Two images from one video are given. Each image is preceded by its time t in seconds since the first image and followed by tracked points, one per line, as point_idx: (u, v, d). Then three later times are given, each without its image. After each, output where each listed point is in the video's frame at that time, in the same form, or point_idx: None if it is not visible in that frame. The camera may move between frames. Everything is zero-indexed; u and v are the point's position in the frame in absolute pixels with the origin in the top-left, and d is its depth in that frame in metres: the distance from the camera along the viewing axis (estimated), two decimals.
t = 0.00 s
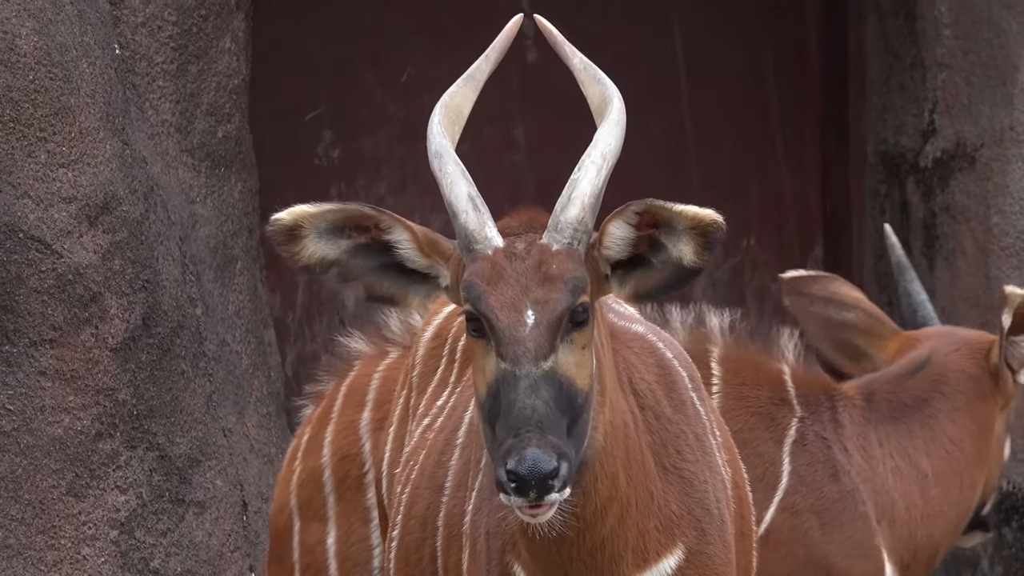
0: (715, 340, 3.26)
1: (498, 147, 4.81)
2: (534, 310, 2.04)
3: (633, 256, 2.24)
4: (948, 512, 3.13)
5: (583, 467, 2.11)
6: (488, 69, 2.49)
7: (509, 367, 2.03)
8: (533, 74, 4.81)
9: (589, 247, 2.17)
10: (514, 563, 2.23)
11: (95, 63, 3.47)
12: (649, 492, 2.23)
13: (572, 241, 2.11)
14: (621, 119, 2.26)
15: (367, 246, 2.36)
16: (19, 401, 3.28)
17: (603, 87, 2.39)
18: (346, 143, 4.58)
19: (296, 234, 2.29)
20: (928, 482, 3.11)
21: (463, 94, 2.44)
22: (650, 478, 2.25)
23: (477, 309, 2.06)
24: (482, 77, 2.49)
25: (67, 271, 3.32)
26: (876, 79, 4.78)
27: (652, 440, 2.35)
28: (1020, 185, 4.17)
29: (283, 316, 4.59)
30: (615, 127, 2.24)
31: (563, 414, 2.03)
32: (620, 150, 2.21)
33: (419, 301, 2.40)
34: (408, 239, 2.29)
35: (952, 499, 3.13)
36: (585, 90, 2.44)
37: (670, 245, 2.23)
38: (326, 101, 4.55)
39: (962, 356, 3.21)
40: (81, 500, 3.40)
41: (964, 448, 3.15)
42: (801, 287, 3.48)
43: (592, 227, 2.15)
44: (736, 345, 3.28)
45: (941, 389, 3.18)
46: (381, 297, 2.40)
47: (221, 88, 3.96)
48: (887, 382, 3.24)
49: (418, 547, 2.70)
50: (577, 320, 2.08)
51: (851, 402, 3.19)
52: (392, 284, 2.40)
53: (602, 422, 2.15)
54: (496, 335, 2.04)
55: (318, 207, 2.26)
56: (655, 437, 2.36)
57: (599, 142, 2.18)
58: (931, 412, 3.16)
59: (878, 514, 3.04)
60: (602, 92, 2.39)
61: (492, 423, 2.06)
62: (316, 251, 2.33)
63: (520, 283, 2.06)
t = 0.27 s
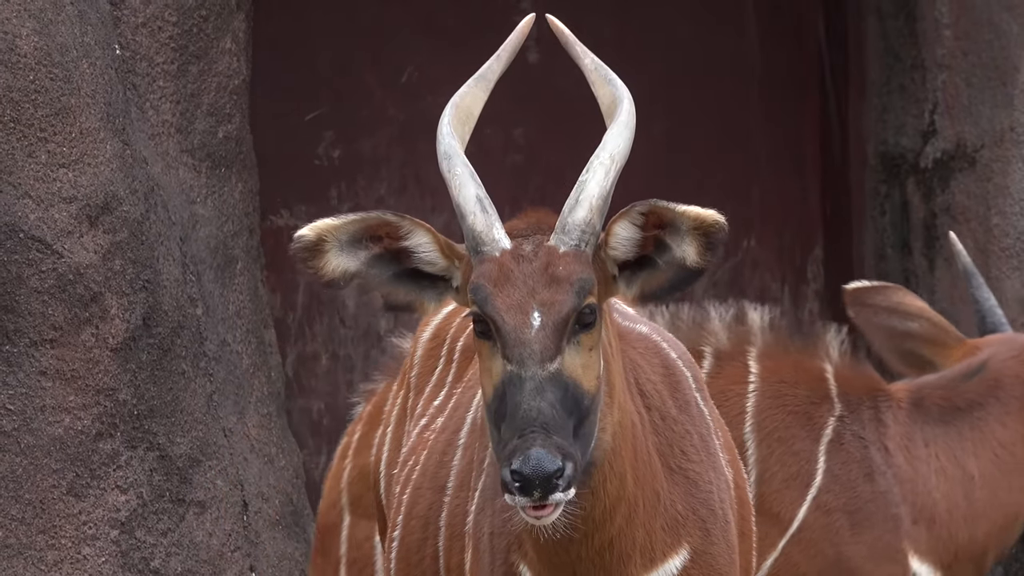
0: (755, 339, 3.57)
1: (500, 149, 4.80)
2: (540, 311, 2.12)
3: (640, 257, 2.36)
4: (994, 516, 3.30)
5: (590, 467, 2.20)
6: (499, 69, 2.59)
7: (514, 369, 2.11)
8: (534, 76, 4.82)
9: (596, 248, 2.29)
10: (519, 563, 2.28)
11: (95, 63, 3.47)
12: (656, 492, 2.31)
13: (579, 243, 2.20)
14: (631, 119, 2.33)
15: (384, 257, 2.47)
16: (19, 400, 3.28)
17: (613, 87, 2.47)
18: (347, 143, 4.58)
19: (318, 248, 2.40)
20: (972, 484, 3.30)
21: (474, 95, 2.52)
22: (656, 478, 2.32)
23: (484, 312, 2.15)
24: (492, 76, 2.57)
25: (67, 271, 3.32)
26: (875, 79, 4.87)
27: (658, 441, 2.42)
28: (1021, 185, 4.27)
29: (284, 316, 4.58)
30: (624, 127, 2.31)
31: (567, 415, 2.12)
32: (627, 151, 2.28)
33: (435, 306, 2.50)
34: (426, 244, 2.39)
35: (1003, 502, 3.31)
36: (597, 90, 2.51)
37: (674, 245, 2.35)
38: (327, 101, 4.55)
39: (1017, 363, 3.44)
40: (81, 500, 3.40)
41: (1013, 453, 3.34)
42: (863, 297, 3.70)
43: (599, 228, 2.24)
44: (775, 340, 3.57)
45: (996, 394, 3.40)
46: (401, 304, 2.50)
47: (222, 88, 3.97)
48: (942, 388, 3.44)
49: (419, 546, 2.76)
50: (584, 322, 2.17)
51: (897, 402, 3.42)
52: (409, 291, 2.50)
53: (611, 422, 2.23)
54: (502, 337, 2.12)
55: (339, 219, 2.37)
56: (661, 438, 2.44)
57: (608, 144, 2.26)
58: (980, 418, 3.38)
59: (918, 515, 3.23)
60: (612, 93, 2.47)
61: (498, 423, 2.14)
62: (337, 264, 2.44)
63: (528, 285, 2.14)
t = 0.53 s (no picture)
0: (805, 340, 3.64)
1: (500, 151, 4.80)
2: (538, 314, 2.13)
3: (638, 260, 2.36)
4: None
5: (590, 471, 2.20)
6: (503, 70, 2.59)
7: (512, 372, 2.12)
8: (534, 77, 4.82)
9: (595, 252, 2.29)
10: (521, 565, 2.29)
11: (95, 65, 3.47)
12: (657, 495, 2.31)
13: (580, 246, 2.20)
14: (633, 122, 2.33)
15: (387, 260, 2.50)
16: (19, 403, 3.28)
17: (617, 90, 2.46)
18: (346, 145, 4.58)
19: (323, 251, 2.43)
20: (1006, 505, 3.25)
21: (477, 98, 2.52)
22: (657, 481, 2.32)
23: (483, 314, 2.16)
24: (496, 78, 2.57)
25: (67, 273, 3.32)
26: (876, 82, 4.91)
27: (659, 443, 2.42)
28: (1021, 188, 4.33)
29: (283, 319, 4.58)
30: (627, 130, 2.31)
31: (565, 419, 2.12)
32: (630, 153, 2.28)
33: (437, 308, 2.52)
34: (429, 244, 2.43)
35: None
36: (601, 92, 2.51)
37: (671, 249, 2.35)
38: (327, 103, 4.55)
39: None
40: (81, 502, 3.40)
41: None
42: (914, 313, 3.71)
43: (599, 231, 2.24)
44: (826, 345, 3.63)
45: None
46: (404, 306, 2.53)
47: (222, 90, 3.97)
48: (986, 405, 3.41)
49: (419, 549, 2.77)
50: (582, 325, 2.18)
51: (941, 418, 3.40)
52: (412, 294, 2.53)
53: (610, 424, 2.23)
54: (500, 339, 2.13)
55: (345, 221, 2.41)
56: (663, 441, 2.43)
57: (610, 146, 2.25)
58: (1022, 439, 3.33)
59: (944, 531, 3.25)
60: (616, 95, 2.46)
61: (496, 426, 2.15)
62: (343, 268, 2.46)
63: (528, 288, 2.14)
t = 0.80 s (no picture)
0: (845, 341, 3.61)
1: (499, 154, 4.80)
2: (539, 318, 2.13)
3: (640, 263, 2.36)
4: None
5: (590, 475, 2.20)
6: (502, 74, 2.59)
7: (513, 376, 2.12)
8: (533, 81, 4.82)
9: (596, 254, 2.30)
10: (521, 568, 2.30)
11: (95, 68, 3.46)
12: (656, 498, 2.31)
13: (580, 249, 2.20)
14: (632, 126, 2.33)
15: (386, 262, 2.50)
16: (19, 405, 3.29)
17: (616, 94, 2.46)
18: (346, 149, 4.59)
19: (323, 253, 2.43)
20: None
21: (475, 101, 2.52)
22: (657, 484, 2.32)
23: (484, 318, 2.15)
24: (495, 82, 2.57)
25: (67, 276, 3.32)
26: (876, 85, 4.90)
27: (658, 447, 2.42)
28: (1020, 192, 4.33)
29: (283, 322, 4.57)
30: (626, 134, 2.31)
31: (566, 421, 2.12)
32: (630, 157, 2.28)
33: (436, 311, 2.53)
34: (430, 247, 2.43)
35: None
36: (599, 96, 2.52)
37: (672, 252, 2.35)
38: (325, 106, 4.55)
39: None
40: (81, 505, 3.40)
41: None
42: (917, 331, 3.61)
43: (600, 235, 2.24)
44: (866, 347, 3.58)
45: None
46: (403, 309, 2.53)
47: (222, 94, 3.96)
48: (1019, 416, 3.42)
49: (419, 552, 2.78)
50: (583, 328, 2.18)
51: (977, 426, 3.41)
52: (411, 296, 2.53)
53: (610, 428, 2.23)
54: (501, 343, 2.13)
55: (346, 223, 2.41)
56: (661, 444, 2.43)
57: (609, 150, 2.26)
58: None
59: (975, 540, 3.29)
60: (614, 99, 2.47)
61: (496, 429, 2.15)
62: (342, 270, 2.46)
63: (528, 292, 2.14)
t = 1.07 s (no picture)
0: (877, 334, 3.33)
1: (496, 152, 4.80)
2: (561, 312, 2.05)
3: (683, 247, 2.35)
4: None
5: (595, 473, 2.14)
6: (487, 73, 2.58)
7: (539, 370, 2.03)
8: (532, 78, 4.82)
9: (639, 242, 2.28)
10: (515, 567, 2.28)
11: (93, 65, 3.46)
12: (652, 496, 2.28)
13: (594, 244, 2.14)
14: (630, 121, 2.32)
15: (387, 257, 2.35)
16: (18, 404, 3.28)
17: (607, 91, 2.46)
18: (344, 147, 4.59)
19: (325, 249, 2.25)
20: None
21: (465, 99, 2.50)
22: (652, 483, 2.30)
23: (502, 316, 2.07)
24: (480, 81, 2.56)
25: (66, 274, 3.32)
26: (874, 82, 4.88)
27: (653, 445, 2.41)
28: (1020, 189, 4.33)
29: (281, 320, 4.58)
30: (626, 129, 2.30)
31: (594, 416, 2.04)
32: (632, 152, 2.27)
33: (440, 309, 2.40)
34: (436, 243, 2.28)
35: None
36: (590, 92, 2.50)
37: (734, 231, 2.34)
38: (324, 104, 4.55)
39: None
40: (79, 503, 3.40)
41: None
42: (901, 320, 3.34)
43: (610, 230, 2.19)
44: (899, 341, 3.31)
45: None
46: (405, 306, 2.39)
47: (221, 91, 3.97)
48: None
49: (415, 551, 2.77)
50: (602, 322, 2.10)
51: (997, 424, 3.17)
52: (414, 293, 2.39)
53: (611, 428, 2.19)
54: (523, 339, 2.04)
55: (348, 218, 2.24)
56: (657, 442, 2.42)
57: (614, 145, 2.24)
58: None
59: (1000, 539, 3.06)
60: (606, 95, 2.46)
61: (521, 427, 2.05)
62: (344, 266, 2.29)
63: (546, 288, 2.07)
